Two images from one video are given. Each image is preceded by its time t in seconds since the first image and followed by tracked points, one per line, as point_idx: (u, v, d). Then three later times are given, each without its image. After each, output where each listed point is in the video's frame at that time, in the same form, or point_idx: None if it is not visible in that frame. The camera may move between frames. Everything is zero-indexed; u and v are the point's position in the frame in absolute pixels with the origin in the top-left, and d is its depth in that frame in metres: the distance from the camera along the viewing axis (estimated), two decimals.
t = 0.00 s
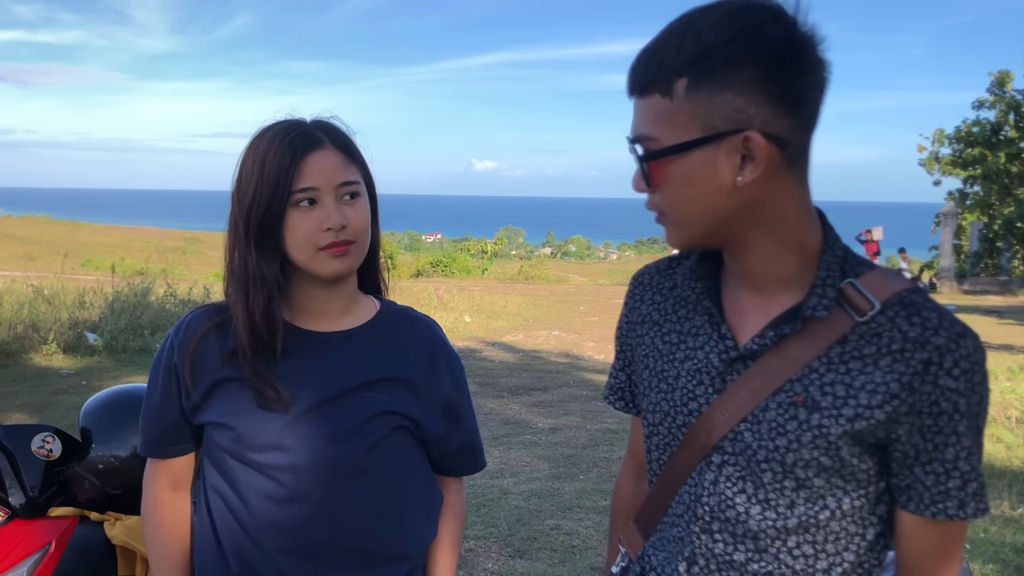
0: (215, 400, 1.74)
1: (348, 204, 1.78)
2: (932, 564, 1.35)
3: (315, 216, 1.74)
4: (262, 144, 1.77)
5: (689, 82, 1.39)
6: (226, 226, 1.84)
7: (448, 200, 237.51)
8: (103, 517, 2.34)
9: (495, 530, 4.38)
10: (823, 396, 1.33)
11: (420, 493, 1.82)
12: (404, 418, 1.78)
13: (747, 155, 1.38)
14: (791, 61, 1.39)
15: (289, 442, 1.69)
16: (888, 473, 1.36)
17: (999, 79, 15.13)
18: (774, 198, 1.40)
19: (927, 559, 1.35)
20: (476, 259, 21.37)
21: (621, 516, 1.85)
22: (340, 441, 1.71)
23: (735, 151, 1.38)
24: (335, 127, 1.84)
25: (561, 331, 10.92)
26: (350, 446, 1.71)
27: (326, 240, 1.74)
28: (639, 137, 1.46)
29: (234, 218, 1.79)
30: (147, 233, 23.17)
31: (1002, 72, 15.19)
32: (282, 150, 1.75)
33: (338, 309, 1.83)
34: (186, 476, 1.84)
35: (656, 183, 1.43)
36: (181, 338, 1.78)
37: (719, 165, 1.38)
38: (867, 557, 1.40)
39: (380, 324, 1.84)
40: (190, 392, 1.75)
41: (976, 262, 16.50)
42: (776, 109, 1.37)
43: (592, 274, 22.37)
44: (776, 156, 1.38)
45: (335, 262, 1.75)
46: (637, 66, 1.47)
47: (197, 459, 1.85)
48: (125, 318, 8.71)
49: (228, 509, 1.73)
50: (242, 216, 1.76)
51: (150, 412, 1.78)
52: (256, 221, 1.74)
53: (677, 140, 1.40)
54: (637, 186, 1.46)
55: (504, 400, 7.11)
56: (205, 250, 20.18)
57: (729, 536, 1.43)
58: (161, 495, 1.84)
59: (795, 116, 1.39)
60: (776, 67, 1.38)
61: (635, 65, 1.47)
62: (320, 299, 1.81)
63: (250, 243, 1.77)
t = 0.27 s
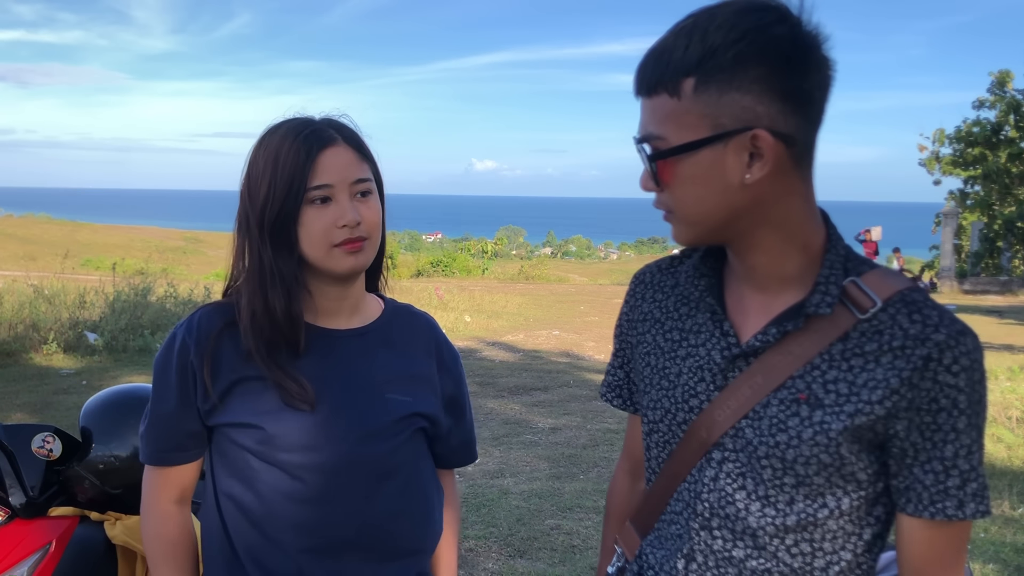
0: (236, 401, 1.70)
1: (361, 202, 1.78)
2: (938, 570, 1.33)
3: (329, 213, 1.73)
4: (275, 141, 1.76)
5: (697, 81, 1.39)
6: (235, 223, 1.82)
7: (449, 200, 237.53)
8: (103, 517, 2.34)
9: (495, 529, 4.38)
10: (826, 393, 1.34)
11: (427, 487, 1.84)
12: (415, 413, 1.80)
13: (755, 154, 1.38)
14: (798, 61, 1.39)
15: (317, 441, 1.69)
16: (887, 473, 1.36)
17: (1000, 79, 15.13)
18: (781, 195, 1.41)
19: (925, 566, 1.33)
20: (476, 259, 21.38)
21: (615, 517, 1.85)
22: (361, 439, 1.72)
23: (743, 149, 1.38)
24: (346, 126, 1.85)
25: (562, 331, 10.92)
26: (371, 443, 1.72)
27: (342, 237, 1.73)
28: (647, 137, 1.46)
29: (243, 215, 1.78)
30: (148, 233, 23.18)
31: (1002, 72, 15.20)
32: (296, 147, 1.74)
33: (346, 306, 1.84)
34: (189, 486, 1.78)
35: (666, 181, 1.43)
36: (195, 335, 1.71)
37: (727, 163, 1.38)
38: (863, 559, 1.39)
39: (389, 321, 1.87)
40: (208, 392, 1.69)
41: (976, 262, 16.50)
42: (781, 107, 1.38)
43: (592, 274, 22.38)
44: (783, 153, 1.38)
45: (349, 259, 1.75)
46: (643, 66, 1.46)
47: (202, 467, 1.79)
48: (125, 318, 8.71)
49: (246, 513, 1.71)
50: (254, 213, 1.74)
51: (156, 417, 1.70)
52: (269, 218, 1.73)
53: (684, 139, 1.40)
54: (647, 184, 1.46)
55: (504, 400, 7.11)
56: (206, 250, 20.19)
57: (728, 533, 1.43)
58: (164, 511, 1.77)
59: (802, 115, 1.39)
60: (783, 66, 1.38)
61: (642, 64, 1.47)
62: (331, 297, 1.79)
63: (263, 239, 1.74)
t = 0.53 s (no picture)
0: (262, 399, 1.69)
1: (375, 201, 1.78)
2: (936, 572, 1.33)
3: (344, 212, 1.72)
4: (288, 140, 1.74)
5: (700, 81, 1.39)
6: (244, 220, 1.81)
7: (448, 200, 237.53)
8: (103, 517, 2.34)
9: (494, 530, 4.38)
10: (824, 392, 1.34)
11: (427, 486, 1.87)
12: (419, 413, 1.83)
13: (756, 153, 1.38)
14: (802, 62, 1.39)
15: (342, 442, 1.71)
16: (882, 475, 1.36)
17: (999, 79, 15.14)
18: (783, 195, 1.40)
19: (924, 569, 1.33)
20: (476, 259, 21.38)
21: (613, 516, 1.85)
22: (378, 438, 1.75)
23: (746, 148, 1.38)
24: (356, 124, 1.83)
25: (562, 331, 10.91)
26: (382, 443, 1.75)
27: (356, 236, 1.72)
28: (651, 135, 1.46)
29: (253, 212, 1.76)
30: (147, 232, 23.16)
31: (1002, 71, 15.19)
32: (311, 146, 1.73)
33: (354, 306, 1.84)
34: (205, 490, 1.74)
35: (669, 179, 1.43)
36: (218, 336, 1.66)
37: (730, 163, 1.38)
38: (857, 560, 1.39)
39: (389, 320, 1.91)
40: (235, 391, 1.68)
41: (976, 262, 16.52)
42: (783, 107, 1.37)
43: (592, 274, 22.39)
44: (786, 153, 1.38)
45: (365, 257, 1.75)
46: (648, 66, 1.47)
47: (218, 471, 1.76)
48: (124, 318, 8.70)
49: (265, 516, 1.71)
50: (267, 211, 1.73)
51: (179, 420, 1.64)
52: (284, 217, 1.71)
53: (687, 138, 1.40)
54: (651, 183, 1.46)
55: (504, 400, 7.10)
56: (205, 250, 20.19)
57: (725, 532, 1.43)
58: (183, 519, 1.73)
59: (804, 115, 1.39)
60: (785, 67, 1.38)
61: (646, 64, 1.47)
62: (342, 295, 1.80)
63: (277, 238, 1.72)
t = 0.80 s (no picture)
0: (270, 402, 1.68)
1: (380, 204, 1.77)
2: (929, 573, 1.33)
3: (351, 213, 1.72)
4: (298, 139, 1.74)
5: (727, 60, 1.39)
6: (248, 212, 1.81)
7: (447, 201, 237.52)
8: (101, 518, 2.34)
9: (494, 530, 4.38)
10: (818, 393, 1.33)
11: (423, 487, 1.88)
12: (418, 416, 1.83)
13: (768, 142, 1.38)
14: (827, 59, 1.39)
15: (351, 443, 1.71)
16: (876, 477, 1.36)
17: (997, 80, 15.16)
18: (785, 189, 1.40)
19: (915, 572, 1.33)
20: (475, 259, 21.38)
21: (610, 514, 1.85)
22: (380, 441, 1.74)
23: (758, 135, 1.38)
24: (365, 127, 1.83)
25: (560, 331, 10.91)
26: (383, 446, 1.74)
27: (361, 237, 1.72)
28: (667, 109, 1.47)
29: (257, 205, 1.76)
30: (145, 233, 23.15)
31: (1001, 72, 15.21)
32: (319, 147, 1.72)
33: (352, 308, 1.84)
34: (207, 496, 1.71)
35: (675, 154, 1.44)
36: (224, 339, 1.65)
37: (739, 147, 1.38)
38: (850, 561, 1.39)
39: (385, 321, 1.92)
40: (246, 391, 1.66)
41: (974, 262, 16.54)
42: (802, 101, 1.38)
43: (590, 274, 22.40)
44: (794, 147, 1.38)
45: (369, 259, 1.75)
46: (674, 46, 1.47)
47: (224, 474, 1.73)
48: (123, 319, 8.70)
49: (270, 519, 1.70)
50: (273, 209, 1.72)
51: (190, 426, 1.62)
52: (290, 216, 1.70)
53: (701, 114, 1.41)
54: (659, 156, 1.47)
55: (503, 400, 7.10)
56: (204, 251, 20.18)
57: (719, 532, 1.43)
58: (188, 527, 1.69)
59: (821, 113, 1.39)
60: (809, 63, 1.38)
61: (672, 44, 1.48)
62: (341, 295, 1.80)
63: (282, 236, 1.71)
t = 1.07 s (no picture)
0: (266, 403, 1.68)
1: (371, 204, 1.77)
2: None
3: (343, 215, 1.72)
4: (282, 144, 1.73)
5: (734, 69, 1.39)
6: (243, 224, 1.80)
7: (446, 201, 237.48)
8: (99, 518, 2.34)
9: (492, 530, 4.38)
10: (821, 400, 1.33)
11: (422, 488, 1.88)
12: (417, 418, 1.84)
13: (783, 147, 1.38)
14: (833, 61, 1.39)
15: (349, 446, 1.71)
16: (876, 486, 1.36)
17: (995, 80, 15.17)
18: (799, 195, 1.41)
19: None
20: (473, 259, 21.37)
21: (602, 510, 1.86)
22: (379, 443, 1.75)
23: (773, 141, 1.38)
24: (351, 127, 1.83)
25: (559, 332, 10.91)
26: (381, 447, 1.75)
27: (356, 239, 1.72)
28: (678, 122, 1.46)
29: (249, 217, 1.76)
30: (143, 233, 23.12)
31: (999, 72, 15.21)
32: (306, 149, 1.72)
33: (356, 308, 1.84)
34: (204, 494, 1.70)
35: (690, 167, 1.43)
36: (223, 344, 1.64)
37: (756, 155, 1.38)
38: (846, 569, 1.39)
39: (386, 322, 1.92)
40: (240, 393, 1.66)
41: (972, 262, 16.56)
42: (812, 104, 1.38)
43: (588, 275, 22.39)
44: (810, 149, 1.39)
45: (364, 259, 1.75)
46: (680, 56, 1.47)
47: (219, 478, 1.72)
48: (121, 320, 8.68)
49: (269, 520, 1.70)
50: (264, 214, 1.71)
51: (183, 424, 1.61)
52: (280, 220, 1.69)
53: (714, 126, 1.40)
54: (673, 170, 1.46)
55: (501, 401, 7.09)
56: (201, 251, 20.16)
57: (717, 533, 1.43)
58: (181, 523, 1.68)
59: (829, 114, 1.40)
60: (815, 65, 1.38)
61: (678, 55, 1.47)
62: (340, 298, 1.80)
63: (275, 242, 1.71)
